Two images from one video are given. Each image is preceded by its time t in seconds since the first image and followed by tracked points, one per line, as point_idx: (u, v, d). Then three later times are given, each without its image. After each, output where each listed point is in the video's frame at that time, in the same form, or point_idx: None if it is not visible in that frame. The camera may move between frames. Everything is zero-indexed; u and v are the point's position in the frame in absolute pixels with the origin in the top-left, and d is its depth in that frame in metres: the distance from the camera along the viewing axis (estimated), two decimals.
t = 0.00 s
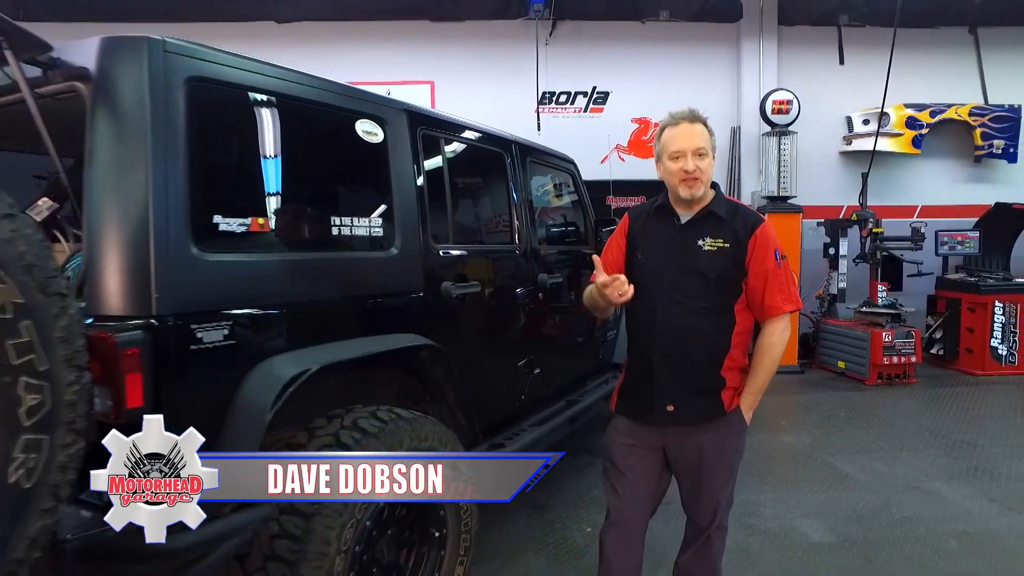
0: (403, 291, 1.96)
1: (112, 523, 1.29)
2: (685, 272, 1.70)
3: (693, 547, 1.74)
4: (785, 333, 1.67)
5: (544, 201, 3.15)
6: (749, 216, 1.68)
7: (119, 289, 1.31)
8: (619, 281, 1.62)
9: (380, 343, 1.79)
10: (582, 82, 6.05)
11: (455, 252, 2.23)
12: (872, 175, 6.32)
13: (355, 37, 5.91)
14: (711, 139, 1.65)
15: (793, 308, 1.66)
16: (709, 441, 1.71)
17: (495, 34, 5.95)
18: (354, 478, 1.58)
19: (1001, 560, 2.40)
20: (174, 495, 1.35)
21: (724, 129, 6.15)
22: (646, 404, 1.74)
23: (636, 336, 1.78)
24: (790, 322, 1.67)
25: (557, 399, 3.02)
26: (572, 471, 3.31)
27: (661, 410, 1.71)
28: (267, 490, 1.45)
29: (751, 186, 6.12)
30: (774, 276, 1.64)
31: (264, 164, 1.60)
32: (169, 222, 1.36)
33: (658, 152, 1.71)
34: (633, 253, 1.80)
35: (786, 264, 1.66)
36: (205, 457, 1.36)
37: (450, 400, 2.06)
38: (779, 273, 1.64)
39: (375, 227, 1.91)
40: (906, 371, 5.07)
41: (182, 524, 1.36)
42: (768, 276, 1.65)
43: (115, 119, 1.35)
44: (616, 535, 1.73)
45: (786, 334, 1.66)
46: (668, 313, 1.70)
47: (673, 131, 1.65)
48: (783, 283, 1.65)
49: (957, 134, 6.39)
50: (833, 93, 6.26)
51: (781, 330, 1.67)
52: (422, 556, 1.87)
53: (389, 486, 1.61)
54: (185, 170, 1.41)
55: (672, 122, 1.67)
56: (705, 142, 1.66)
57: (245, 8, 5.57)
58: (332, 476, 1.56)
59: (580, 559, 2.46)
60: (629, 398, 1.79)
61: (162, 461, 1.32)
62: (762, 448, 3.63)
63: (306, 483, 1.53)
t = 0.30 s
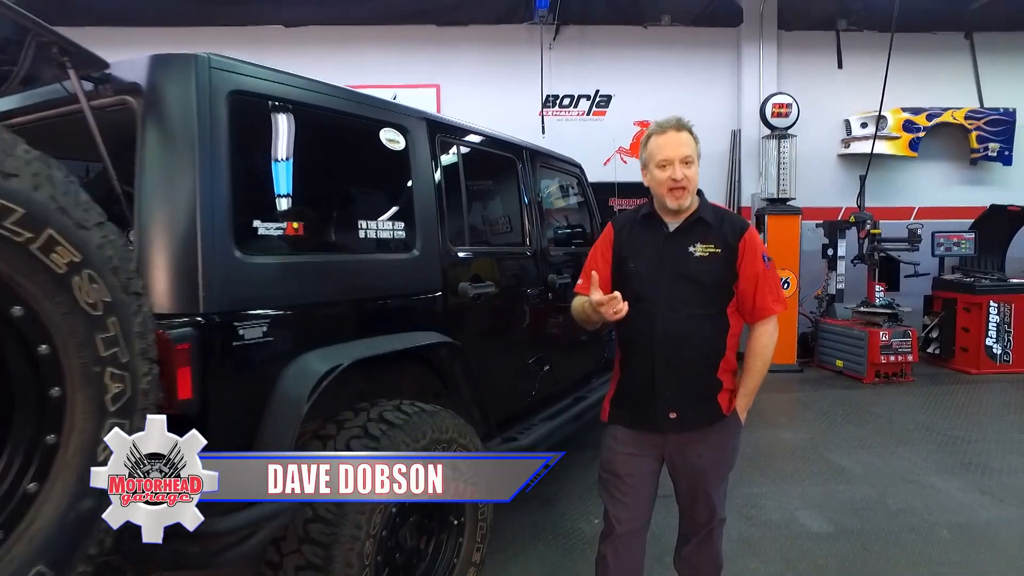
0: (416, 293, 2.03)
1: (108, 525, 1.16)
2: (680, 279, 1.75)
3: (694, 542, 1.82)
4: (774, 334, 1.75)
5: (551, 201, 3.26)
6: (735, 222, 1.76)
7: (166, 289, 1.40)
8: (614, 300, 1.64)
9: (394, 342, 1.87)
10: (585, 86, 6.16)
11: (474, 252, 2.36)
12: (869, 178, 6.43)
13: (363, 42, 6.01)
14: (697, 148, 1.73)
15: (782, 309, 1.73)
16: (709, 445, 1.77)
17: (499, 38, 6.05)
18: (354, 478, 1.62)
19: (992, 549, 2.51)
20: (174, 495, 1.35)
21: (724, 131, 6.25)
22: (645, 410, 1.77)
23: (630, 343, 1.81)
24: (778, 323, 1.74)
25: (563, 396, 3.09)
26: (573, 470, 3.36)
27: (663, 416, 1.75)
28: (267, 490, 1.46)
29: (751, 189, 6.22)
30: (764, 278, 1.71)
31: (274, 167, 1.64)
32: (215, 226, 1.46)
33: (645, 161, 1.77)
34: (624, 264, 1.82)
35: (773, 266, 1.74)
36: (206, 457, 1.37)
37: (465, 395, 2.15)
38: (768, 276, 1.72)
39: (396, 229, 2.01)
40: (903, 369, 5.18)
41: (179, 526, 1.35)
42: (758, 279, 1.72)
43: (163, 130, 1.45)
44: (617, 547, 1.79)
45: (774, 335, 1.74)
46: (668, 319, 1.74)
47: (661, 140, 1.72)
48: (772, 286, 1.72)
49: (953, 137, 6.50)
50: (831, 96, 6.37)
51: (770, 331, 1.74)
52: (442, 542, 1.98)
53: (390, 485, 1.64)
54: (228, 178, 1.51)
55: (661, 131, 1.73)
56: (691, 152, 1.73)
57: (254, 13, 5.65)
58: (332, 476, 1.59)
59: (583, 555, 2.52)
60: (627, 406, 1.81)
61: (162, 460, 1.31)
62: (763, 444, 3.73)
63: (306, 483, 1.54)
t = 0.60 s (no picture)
0: (422, 293, 2.08)
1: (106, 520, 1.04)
2: (659, 274, 1.74)
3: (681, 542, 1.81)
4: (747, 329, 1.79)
5: (558, 202, 3.37)
6: (710, 218, 1.77)
7: (209, 288, 1.50)
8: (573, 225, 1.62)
9: (410, 340, 1.93)
10: (589, 88, 6.26)
11: (494, 253, 2.50)
12: (868, 179, 6.53)
13: (371, 45, 6.11)
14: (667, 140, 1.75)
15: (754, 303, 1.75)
16: (690, 442, 1.75)
17: (505, 41, 6.15)
18: (354, 478, 1.63)
19: (984, 538, 2.62)
20: (174, 494, 1.20)
21: (725, 134, 6.35)
22: (624, 410, 1.76)
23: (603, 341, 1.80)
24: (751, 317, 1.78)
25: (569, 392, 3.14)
26: (566, 468, 3.37)
27: (644, 415, 1.74)
28: (267, 490, 1.48)
29: (752, 191, 6.33)
30: (739, 274, 1.73)
31: (288, 169, 1.69)
32: (254, 229, 1.55)
33: (619, 154, 1.76)
34: (600, 261, 1.80)
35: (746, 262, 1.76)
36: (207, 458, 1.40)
37: (481, 391, 2.25)
38: (741, 272, 1.74)
39: (420, 232, 2.12)
40: (901, 368, 5.29)
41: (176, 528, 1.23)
42: (733, 274, 1.73)
43: (205, 139, 1.55)
44: (605, 550, 1.81)
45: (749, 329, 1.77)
46: (648, 314, 1.73)
47: (633, 131, 1.73)
48: (746, 281, 1.75)
49: (950, 139, 6.60)
50: (831, 100, 6.47)
51: (744, 326, 1.78)
52: (460, 529, 2.07)
53: (390, 485, 1.67)
54: (265, 182, 1.60)
55: (632, 126, 1.76)
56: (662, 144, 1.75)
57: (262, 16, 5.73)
58: (332, 476, 1.59)
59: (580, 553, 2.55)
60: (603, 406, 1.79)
61: (164, 460, 1.12)
62: (763, 440, 3.83)
63: (306, 483, 1.54)
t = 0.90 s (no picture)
0: (433, 293, 2.12)
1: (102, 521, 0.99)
2: (654, 275, 1.75)
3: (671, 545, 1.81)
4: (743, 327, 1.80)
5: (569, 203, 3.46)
6: (702, 218, 1.78)
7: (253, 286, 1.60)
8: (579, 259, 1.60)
9: (434, 336, 2.02)
10: (594, 91, 6.36)
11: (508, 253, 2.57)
12: (869, 181, 6.63)
13: (380, 49, 6.20)
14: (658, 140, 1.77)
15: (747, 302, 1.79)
16: (685, 439, 1.76)
17: (511, 45, 6.24)
18: (354, 478, 1.62)
19: (981, 527, 2.72)
20: (174, 494, 1.09)
21: (729, 136, 6.44)
22: (621, 409, 1.76)
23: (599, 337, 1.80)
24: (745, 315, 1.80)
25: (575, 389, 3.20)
26: (567, 466, 3.41)
27: (639, 413, 1.74)
28: (266, 490, 1.48)
29: (755, 191, 6.42)
30: (731, 274, 1.75)
31: (310, 171, 1.73)
32: (295, 230, 1.64)
33: (611, 155, 1.77)
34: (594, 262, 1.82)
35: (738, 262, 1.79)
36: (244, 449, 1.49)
37: (498, 384, 2.34)
38: (734, 272, 1.76)
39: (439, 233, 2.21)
40: (901, 365, 5.40)
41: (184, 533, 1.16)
42: (725, 274, 1.76)
43: (247, 145, 1.64)
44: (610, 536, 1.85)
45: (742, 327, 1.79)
46: (643, 313, 1.74)
47: (627, 131, 1.74)
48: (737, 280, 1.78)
49: (950, 141, 6.69)
50: (832, 102, 6.57)
51: (738, 324, 1.79)
52: (480, 517, 2.18)
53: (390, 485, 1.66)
54: (304, 186, 1.69)
55: (624, 125, 1.76)
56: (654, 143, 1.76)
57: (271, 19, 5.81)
58: (332, 476, 1.59)
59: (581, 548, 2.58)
60: (601, 405, 1.80)
61: (162, 460, 1.08)
62: (766, 436, 3.93)
63: (305, 483, 1.55)
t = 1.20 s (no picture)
0: (448, 293, 2.15)
1: (101, 516, 0.88)
2: (666, 280, 1.69)
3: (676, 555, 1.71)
4: (759, 333, 1.70)
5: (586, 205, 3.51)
6: (718, 223, 1.70)
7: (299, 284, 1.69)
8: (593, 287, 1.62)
9: (463, 333, 2.11)
10: (602, 93, 6.45)
11: (531, 257, 2.69)
12: (872, 182, 6.73)
13: (391, 53, 6.29)
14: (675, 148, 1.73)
15: (765, 309, 1.67)
16: (694, 443, 1.70)
17: (520, 48, 6.34)
18: (354, 478, 1.48)
19: (985, 518, 2.82)
20: (175, 495, 0.99)
21: (734, 138, 6.54)
22: (633, 414, 1.73)
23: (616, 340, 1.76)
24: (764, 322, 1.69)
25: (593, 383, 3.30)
26: (579, 458, 3.50)
27: (648, 418, 1.69)
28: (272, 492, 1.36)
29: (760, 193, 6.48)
30: (747, 279, 1.66)
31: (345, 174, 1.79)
32: (337, 230, 1.72)
33: (626, 161, 1.74)
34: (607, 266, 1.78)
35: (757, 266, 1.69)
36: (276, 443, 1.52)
37: (520, 379, 2.44)
38: (751, 276, 1.67)
39: (470, 235, 2.31)
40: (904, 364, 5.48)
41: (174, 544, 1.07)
42: (741, 279, 1.66)
43: (291, 150, 1.73)
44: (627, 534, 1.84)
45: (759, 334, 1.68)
46: (655, 318, 1.68)
47: (642, 137, 1.70)
48: (754, 285, 1.68)
49: (951, 143, 6.79)
50: (836, 105, 6.67)
51: (754, 331, 1.68)
52: (505, 510, 2.26)
53: (389, 485, 1.50)
54: (346, 189, 1.77)
55: (641, 131, 1.73)
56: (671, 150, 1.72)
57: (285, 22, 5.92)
58: (332, 476, 1.44)
59: (590, 548, 2.59)
60: (617, 408, 1.77)
61: (162, 460, 0.98)
62: (773, 431, 4.03)
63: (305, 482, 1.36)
